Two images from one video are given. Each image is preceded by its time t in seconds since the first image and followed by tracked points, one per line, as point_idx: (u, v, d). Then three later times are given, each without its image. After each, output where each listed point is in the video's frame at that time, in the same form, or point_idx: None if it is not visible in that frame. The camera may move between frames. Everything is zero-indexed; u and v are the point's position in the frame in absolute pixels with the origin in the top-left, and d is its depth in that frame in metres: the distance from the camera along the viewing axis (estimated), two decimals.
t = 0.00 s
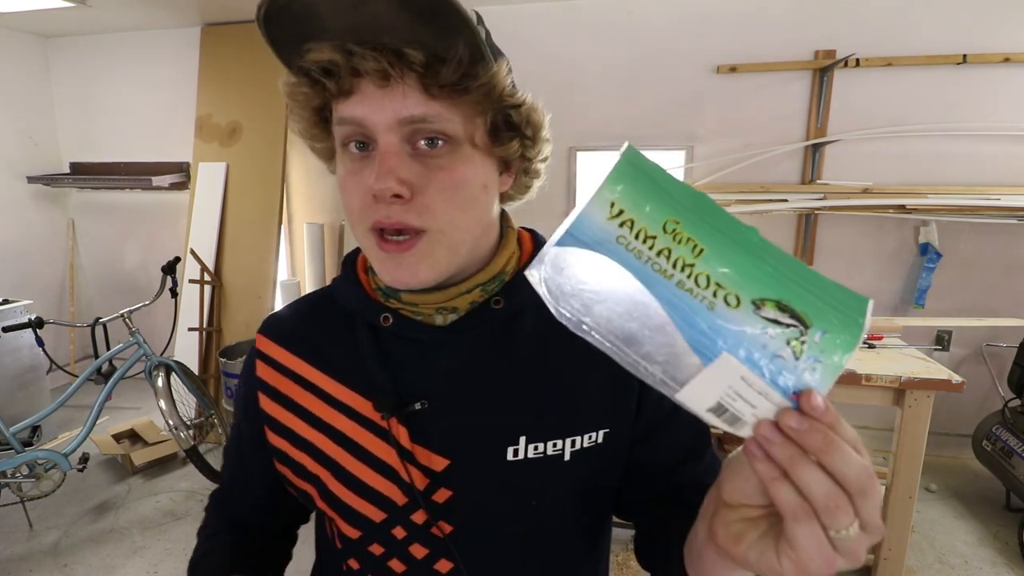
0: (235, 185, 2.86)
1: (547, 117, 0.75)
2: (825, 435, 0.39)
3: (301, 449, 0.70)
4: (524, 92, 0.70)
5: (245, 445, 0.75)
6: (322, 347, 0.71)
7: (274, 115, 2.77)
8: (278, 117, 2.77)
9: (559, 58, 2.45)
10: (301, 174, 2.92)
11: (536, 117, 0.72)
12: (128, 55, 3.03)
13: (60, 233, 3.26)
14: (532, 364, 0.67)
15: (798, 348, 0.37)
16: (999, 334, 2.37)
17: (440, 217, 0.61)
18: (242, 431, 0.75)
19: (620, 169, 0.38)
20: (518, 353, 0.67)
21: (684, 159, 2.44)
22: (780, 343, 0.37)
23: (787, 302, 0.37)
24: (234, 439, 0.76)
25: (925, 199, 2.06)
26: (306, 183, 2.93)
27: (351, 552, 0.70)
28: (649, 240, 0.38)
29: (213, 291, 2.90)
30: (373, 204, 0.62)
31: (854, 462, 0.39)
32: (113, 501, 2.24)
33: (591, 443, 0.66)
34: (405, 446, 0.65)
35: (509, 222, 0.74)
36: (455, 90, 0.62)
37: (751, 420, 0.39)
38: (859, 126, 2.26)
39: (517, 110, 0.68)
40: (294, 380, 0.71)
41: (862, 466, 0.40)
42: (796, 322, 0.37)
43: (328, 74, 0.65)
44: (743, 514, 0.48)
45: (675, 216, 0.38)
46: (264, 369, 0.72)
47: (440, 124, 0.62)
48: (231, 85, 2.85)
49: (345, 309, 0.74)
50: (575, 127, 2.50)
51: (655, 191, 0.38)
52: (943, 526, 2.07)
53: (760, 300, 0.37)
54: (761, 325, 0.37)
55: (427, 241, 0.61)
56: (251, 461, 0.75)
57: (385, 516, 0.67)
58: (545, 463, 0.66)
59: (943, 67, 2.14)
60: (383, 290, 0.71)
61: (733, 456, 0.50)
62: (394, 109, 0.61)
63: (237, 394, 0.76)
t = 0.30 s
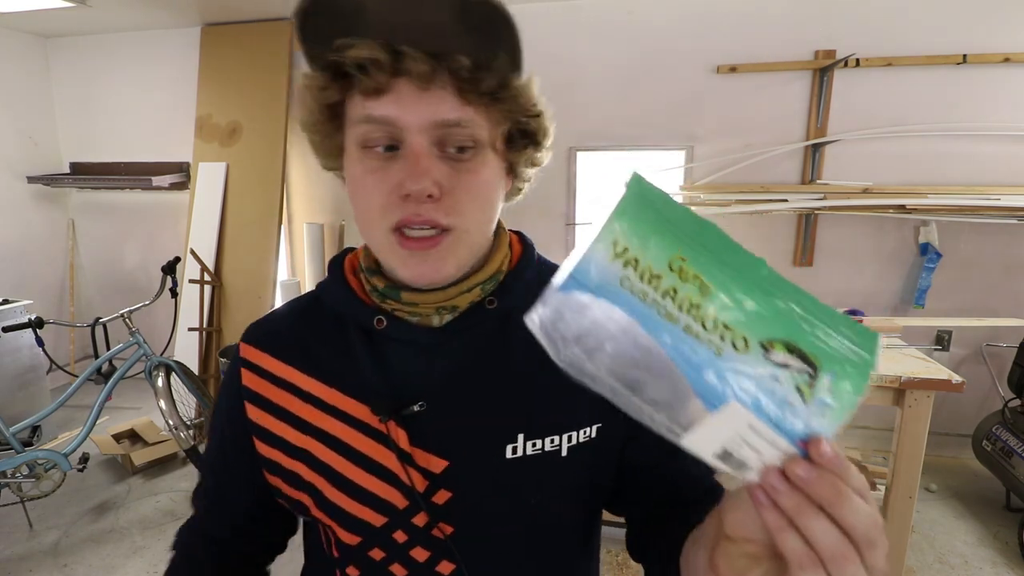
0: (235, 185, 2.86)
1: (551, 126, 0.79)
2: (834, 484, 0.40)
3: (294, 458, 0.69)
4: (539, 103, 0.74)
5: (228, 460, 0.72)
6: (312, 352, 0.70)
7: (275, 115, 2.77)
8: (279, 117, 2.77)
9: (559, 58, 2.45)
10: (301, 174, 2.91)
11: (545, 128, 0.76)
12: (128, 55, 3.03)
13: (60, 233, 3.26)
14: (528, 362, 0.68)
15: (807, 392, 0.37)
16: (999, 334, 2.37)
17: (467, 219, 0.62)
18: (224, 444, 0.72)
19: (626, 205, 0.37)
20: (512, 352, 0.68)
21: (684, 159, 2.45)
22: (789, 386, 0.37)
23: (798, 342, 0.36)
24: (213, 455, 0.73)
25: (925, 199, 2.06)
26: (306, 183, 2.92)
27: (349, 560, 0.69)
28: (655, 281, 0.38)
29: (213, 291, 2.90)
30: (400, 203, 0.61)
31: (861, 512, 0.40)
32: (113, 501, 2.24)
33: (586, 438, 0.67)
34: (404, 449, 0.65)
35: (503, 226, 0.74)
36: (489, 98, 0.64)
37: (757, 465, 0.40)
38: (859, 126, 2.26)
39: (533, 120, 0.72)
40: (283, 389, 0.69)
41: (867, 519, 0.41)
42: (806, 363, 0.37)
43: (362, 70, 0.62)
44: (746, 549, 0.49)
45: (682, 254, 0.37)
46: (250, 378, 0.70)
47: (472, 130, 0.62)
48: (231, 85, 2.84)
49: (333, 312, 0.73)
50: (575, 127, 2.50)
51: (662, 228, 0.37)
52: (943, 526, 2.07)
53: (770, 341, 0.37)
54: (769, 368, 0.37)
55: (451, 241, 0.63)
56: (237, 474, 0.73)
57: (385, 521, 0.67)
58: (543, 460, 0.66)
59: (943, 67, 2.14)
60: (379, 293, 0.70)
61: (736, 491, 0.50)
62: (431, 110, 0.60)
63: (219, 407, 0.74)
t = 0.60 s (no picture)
0: (235, 185, 2.86)
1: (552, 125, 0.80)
2: (782, 484, 0.42)
3: (303, 460, 0.69)
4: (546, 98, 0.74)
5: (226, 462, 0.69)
6: (319, 353, 0.70)
7: (274, 116, 2.77)
8: (279, 117, 2.76)
9: (559, 58, 2.45)
10: (300, 175, 2.90)
11: (551, 124, 0.76)
12: (128, 55, 3.03)
13: (59, 233, 3.26)
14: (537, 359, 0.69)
15: (765, 403, 0.40)
16: (999, 334, 2.37)
17: (475, 216, 0.64)
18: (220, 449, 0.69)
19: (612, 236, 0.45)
20: (522, 348, 0.70)
21: (684, 159, 2.45)
22: (746, 395, 0.40)
23: (756, 356, 0.40)
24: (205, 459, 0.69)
25: (925, 199, 2.06)
26: (306, 183, 2.91)
27: (364, 563, 0.69)
28: (631, 298, 0.43)
29: (213, 291, 2.90)
30: (411, 202, 0.63)
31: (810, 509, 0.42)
32: (113, 501, 2.24)
33: (594, 430, 0.69)
34: (421, 446, 0.66)
35: (504, 229, 0.75)
36: (495, 98, 0.66)
37: (719, 470, 0.42)
38: (859, 126, 2.26)
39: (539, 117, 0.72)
40: (292, 391, 0.69)
41: (820, 514, 0.42)
42: (762, 374, 0.40)
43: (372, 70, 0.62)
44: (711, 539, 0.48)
45: (654, 277, 0.43)
46: (252, 380, 0.69)
47: (479, 129, 0.65)
48: (231, 85, 2.84)
49: (337, 314, 0.73)
50: (575, 127, 2.50)
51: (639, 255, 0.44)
52: (942, 526, 2.07)
53: (730, 354, 0.40)
54: (731, 379, 0.40)
55: (461, 237, 0.64)
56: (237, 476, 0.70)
57: (402, 521, 0.67)
58: (555, 453, 0.68)
59: (943, 67, 2.14)
60: (387, 293, 0.70)
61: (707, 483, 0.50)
62: (441, 111, 0.62)
63: (212, 408, 0.71)
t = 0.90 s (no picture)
0: (235, 185, 2.86)
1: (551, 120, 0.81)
2: None
3: (313, 465, 0.68)
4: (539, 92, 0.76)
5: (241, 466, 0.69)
6: (327, 356, 0.70)
7: (274, 116, 2.77)
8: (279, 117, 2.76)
9: (559, 58, 2.45)
10: (301, 175, 2.89)
11: (548, 117, 0.78)
12: (128, 55, 3.03)
13: (59, 233, 3.26)
14: (544, 358, 0.71)
15: (666, 546, 0.47)
16: (999, 334, 2.37)
17: (474, 204, 0.64)
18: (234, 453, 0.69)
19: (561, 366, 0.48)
20: (530, 348, 0.72)
21: (684, 159, 2.44)
22: (654, 539, 0.47)
23: (672, 506, 0.47)
24: (220, 465, 0.69)
25: (925, 199, 2.06)
26: (306, 183, 2.91)
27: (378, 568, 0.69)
28: (567, 434, 0.48)
29: (213, 291, 2.90)
30: (410, 191, 0.62)
31: None
32: (112, 501, 2.24)
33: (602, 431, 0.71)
34: (435, 448, 0.67)
35: (508, 229, 0.77)
36: (488, 84, 0.67)
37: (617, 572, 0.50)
38: (859, 126, 2.26)
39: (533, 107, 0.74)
40: (300, 394, 0.69)
41: None
42: (674, 524, 0.47)
43: (366, 63, 0.64)
44: None
45: (596, 419, 0.48)
46: (261, 384, 0.69)
47: (473, 117, 0.65)
48: (231, 86, 2.84)
49: (344, 317, 0.73)
50: (575, 127, 2.50)
51: (584, 394, 0.48)
52: (942, 526, 2.07)
53: (649, 501, 0.47)
54: (642, 521, 0.47)
55: (462, 227, 0.63)
56: (251, 480, 0.70)
57: (415, 521, 0.68)
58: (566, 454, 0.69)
59: (943, 67, 2.14)
60: (394, 294, 0.71)
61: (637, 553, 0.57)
62: (435, 99, 0.63)
63: (221, 412, 0.70)
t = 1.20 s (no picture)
0: (235, 185, 2.86)
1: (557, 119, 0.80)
2: None
3: (317, 467, 0.68)
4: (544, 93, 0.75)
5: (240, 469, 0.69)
6: (330, 358, 0.70)
7: (275, 116, 2.77)
8: (279, 117, 2.76)
9: (559, 58, 2.45)
10: (301, 175, 2.90)
11: (551, 117, 0.77)
12: (128, 55, 3.03)
13: (59, 233, 3.26)
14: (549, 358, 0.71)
15: (703, 528, 0.51)
16: (999, 334, 2.36)
17: (473, 204, 0.64)
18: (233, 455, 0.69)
19: (586, 360, 0.55)
20: (534, 349, 0.72)
21: (684, 159, 2.44)
22: (689, 519, 0.51)
23: (700, 486, 0.52)
24: (221, 467, 0.69)
25: (925, 199, 2.06)
26: (306, 183, 2.91)
27: (382, 568, 0.70)
28: (598, 420, 0.53)
29: (213, 291, 2.90)
30: (408, 189, 0.62)
31: None
32: (113, 501, 2.24)
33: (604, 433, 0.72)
34: (439, 451, 0.66)
35: (513, 227, 0.77)
36: (490, 85, 0.66)
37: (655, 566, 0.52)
38: (860, 126, 2.26)
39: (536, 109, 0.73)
40: (303, 396, 0.69)
41: None
42: (705, 502, 0.52)
43: (369, 61, 0.64)
44: None
45: (620, 406, 0.54)
46: (261, 385, 0.69)
47: (474, 117, 0.65)
48: (231, 86, 2.84)
49: (348, 318, 0.73)
50: (575, 126, 2.50)
51: (606, 384, 0.54)
52: (942, 526, 2.07)
53: (680, 479, 0.52)
54: (677, 502, 0.51)
55: (461, 226, 0.63)
56: (251, 483, 0.69)
57: (420, 525, 0.68)
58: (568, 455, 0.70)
59: (943, 67, 2.14)
60: (397, 292, 0.71)
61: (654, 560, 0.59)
62: (436, 99, 0.63)
63: (221, 414, 0.70)
